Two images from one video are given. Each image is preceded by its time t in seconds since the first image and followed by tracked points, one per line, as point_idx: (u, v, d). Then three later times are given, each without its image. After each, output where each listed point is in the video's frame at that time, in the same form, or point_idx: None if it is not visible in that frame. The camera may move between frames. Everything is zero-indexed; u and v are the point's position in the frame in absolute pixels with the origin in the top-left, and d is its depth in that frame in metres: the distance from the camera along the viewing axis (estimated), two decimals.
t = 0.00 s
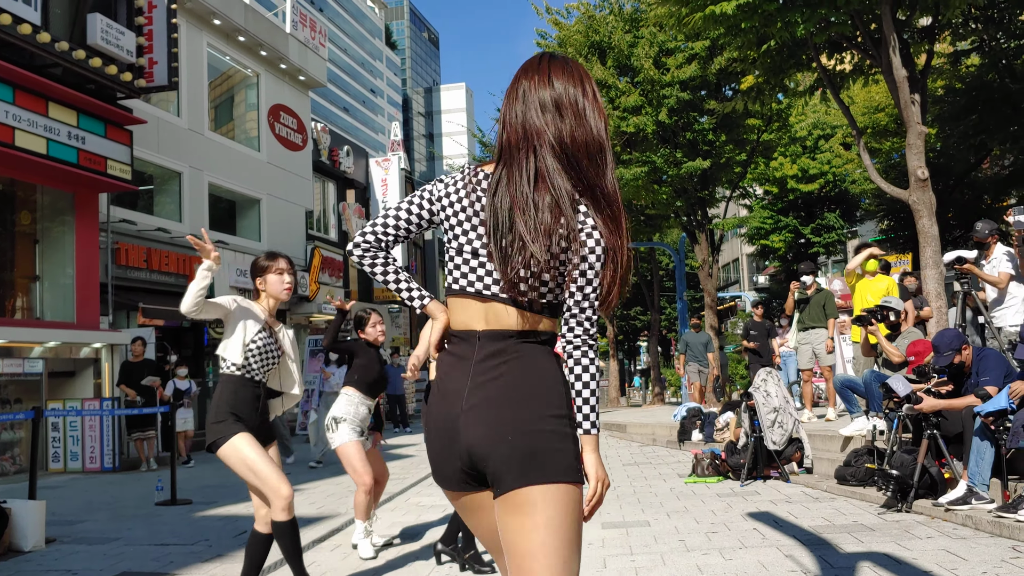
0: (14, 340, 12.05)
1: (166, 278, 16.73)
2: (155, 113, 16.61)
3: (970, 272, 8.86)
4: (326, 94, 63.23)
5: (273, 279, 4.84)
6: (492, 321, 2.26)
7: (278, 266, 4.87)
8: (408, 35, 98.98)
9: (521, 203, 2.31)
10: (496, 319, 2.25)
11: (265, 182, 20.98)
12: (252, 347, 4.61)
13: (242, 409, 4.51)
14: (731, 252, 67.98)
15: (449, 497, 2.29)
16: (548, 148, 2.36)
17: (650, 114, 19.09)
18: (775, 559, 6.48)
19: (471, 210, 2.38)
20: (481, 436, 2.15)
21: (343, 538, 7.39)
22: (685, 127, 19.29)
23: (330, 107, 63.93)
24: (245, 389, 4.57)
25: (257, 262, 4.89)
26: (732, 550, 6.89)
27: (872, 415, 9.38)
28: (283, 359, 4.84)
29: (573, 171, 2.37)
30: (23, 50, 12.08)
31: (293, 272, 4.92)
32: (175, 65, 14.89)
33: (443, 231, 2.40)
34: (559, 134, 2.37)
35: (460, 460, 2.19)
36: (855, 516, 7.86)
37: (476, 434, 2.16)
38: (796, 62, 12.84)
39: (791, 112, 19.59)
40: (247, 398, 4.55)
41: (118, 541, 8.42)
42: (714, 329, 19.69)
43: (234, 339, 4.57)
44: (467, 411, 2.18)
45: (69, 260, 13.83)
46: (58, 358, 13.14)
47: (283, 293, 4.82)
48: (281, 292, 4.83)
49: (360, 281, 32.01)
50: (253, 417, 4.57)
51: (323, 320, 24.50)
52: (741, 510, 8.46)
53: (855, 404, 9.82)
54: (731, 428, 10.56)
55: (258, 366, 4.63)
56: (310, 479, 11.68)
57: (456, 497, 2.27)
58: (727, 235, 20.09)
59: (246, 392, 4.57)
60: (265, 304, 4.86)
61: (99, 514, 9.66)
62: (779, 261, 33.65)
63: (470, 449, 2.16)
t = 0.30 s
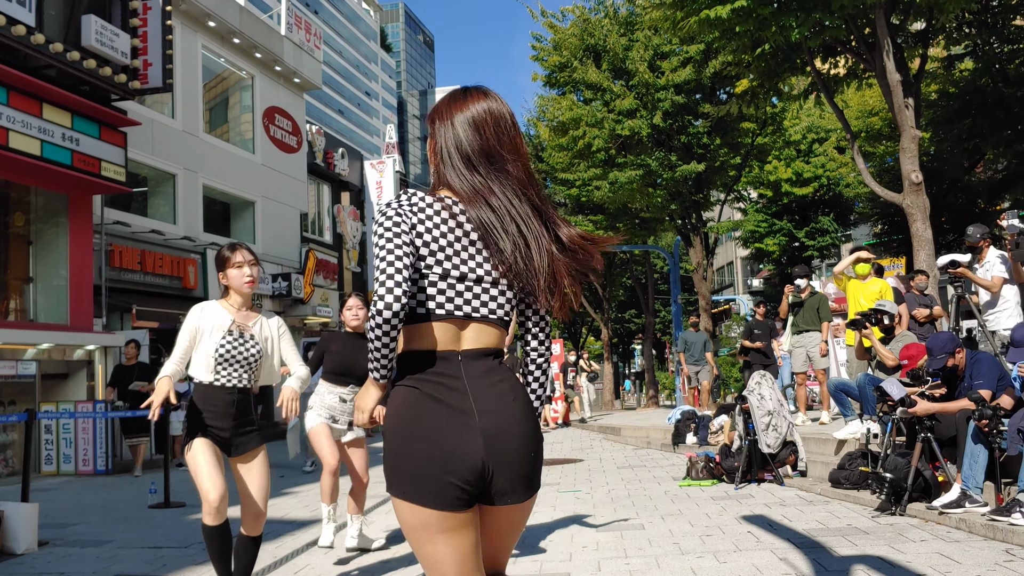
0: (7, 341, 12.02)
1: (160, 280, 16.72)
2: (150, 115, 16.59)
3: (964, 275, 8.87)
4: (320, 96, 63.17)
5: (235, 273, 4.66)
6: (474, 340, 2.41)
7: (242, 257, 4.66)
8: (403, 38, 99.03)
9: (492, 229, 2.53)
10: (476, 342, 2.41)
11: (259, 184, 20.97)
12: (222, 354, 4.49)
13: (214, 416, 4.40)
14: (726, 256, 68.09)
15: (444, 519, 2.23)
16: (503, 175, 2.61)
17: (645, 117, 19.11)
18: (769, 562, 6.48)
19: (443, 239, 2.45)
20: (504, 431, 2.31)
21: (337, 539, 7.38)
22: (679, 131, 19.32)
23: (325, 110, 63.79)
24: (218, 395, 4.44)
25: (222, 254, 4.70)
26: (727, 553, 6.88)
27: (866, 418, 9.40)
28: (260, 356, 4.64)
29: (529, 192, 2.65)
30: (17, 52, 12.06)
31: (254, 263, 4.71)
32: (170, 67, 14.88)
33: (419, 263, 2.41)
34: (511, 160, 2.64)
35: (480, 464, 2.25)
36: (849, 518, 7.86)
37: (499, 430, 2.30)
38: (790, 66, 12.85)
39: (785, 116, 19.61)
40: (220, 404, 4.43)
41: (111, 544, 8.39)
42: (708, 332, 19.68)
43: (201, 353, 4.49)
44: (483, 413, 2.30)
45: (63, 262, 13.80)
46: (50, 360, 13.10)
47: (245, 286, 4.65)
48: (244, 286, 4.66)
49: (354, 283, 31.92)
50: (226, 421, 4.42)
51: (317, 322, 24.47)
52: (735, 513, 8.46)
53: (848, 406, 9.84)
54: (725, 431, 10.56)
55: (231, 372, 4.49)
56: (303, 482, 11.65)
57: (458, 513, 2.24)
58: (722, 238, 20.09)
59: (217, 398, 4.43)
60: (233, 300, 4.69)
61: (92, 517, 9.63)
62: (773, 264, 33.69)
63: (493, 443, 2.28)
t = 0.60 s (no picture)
0: (6, 343, 12.02)
1: (159, 282, 16.72)
2: (148, 117, 16.60)
3: (961, 278, 8.89)
4: (319, 98, 63.22)
5: (194, 275, 4.53)
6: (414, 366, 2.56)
7: (202, 262, 4.56)
8: (402, 39, 99.11)
9: (410, 261, 2.62)
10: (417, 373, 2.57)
11: (258, 185, 20.98)
12: (185, 367, 4.35)
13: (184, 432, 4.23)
14: (724, 258, 68.13)
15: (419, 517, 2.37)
16: (416, 208, 2.67)
17: (643, 120, 19.14)
18: (768, 564, 6.50)
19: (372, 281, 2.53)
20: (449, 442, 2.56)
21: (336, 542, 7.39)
22: (677, 133, 19.28)
23: (324, 112, 63.83)
24: (188, 410, 4.29)
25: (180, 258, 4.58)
26: (725, 556, 6.90)
27: (864, 420, 9.44)
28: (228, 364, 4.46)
29: (439, 221, 2.73)
30: (16, 54, 12.07)
31: (214, 267, 4.58)
32: (169, 69, 14.89)
33: (347, 310, 2.50)
34: (420, 195, 2.67)
35: (441, 471, 2.45)
36: (847, 520, 7.88)
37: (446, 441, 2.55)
38: (788, 69, 12.89)
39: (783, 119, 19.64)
40: (191, 420, 4.27)
41: (110, 546, 8.41)
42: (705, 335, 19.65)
43: (166, 370, 4.35)
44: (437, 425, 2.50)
45: (62, 263, 13.82)
46: (49, 362, 13.11)
47: (203, 290, 4.52)
48: (202, 290, 4.52)
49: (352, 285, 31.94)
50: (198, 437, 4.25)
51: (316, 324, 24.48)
52: (734, 515, 8.48)
53: (847, 408, 9.86)
54: (723, 434, 10.59)
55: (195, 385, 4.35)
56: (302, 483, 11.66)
57: (427, 517, 2.39)
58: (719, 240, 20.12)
59: (184, 413, 4.28)
60: (193, 305, 4.53)
61: (91, 519, 9.65)
62: (771, 266, 33.72)
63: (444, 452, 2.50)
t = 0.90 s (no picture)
0: (15, 343, 12.04)
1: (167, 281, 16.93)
2: (156, 116, 16.63)
3: (970, 275, 8.85)
4: (326, 98, 63.35)
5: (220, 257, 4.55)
6: (315, 348, 2.75)
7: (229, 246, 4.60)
8: (409, 40, 99.25)
9: (315, 251, 2.78)
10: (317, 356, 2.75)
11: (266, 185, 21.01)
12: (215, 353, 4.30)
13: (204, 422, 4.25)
14: (731, 257, 68.11)
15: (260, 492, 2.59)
16: (322, 204, 2.83)
17: (650, 118, 19.12)
18: (777, 562, 6.48)
19: (275, 270, 2.72)
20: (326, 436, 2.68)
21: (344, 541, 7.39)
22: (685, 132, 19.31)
23: (331, 112, 63.94)
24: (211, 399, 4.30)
25: (202, 237, 4.58)
26: (734, 554, 6.87)
27: (872, 419, 9.44)
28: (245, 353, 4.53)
29: (348, 218, 2.89)
30: (24, 53, 12.10)
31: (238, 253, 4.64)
32: (176, 68, 14.91)
33: (255, 297, 2.68)
34: (326, 188, 2.83)
35: (300, 460, 2.61)
36: (857, 519, 7.86)
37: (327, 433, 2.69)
38: (795, 66, 12.86)
39: (790, 117, 19.63)
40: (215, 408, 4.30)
41: (119, 544, 8.42)
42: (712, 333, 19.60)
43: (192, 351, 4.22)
44: (320, 414, 2.66)
45: (70, 262, 13.85)
46: (58, 361, 13.14)
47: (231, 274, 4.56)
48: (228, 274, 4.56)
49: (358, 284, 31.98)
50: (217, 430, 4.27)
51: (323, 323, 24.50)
52: (743, 513, 8.45)
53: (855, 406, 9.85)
54: (731, 432, 10.57)
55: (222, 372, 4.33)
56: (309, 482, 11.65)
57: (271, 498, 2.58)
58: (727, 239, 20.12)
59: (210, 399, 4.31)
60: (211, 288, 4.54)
61: (99, 517, 9.66)
62: (778, 264, 33.65)
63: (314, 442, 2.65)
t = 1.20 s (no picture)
0: (39, 336, 12.24)
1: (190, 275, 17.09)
2: (177, 111, 16.73)
3: (996, 263, 8.75)
4: (345, 91, 63.51)
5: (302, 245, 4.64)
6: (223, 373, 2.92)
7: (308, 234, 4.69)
8: (426, 33, 99.28)
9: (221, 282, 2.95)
10: (232, 375, 2.91)
11: (286, 179, 21.08)
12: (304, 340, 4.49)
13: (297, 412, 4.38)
14: (752, 247, 67.75)
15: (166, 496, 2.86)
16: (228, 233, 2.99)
17: (670, 108, 19.05)
18: (802, 553, 6.45)
19: (182, 299, 2.93)
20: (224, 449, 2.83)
21: (369, 531, 7.42)
22: (705, 122, 19.22)
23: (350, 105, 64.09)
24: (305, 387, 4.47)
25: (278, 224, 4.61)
26: (757, 545, 6.85)
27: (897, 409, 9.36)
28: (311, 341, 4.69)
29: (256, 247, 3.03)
30: (46, 49, 12.20)
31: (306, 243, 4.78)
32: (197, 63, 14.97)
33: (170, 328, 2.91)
34: (232, 221, 2.99)
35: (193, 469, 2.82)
36: (881, 510, 7.81)
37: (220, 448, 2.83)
38: (817, 55, 12.77)
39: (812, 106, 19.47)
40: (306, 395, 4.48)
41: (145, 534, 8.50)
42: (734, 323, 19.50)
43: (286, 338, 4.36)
44: (216, 434, 2.82)
45: (93, 257, 13.97)
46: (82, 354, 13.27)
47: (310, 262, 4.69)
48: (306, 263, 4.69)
49: (377, 277, 32.09)
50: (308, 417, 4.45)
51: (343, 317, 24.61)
52: (766, 504, 8.43)
53: (879, 397, 9.76)
54: (753, 423, 10.53)
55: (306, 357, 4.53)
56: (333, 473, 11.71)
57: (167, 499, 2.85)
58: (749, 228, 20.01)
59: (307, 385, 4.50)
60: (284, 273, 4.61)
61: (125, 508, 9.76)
62: (799, 255, 33.45)
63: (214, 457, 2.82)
